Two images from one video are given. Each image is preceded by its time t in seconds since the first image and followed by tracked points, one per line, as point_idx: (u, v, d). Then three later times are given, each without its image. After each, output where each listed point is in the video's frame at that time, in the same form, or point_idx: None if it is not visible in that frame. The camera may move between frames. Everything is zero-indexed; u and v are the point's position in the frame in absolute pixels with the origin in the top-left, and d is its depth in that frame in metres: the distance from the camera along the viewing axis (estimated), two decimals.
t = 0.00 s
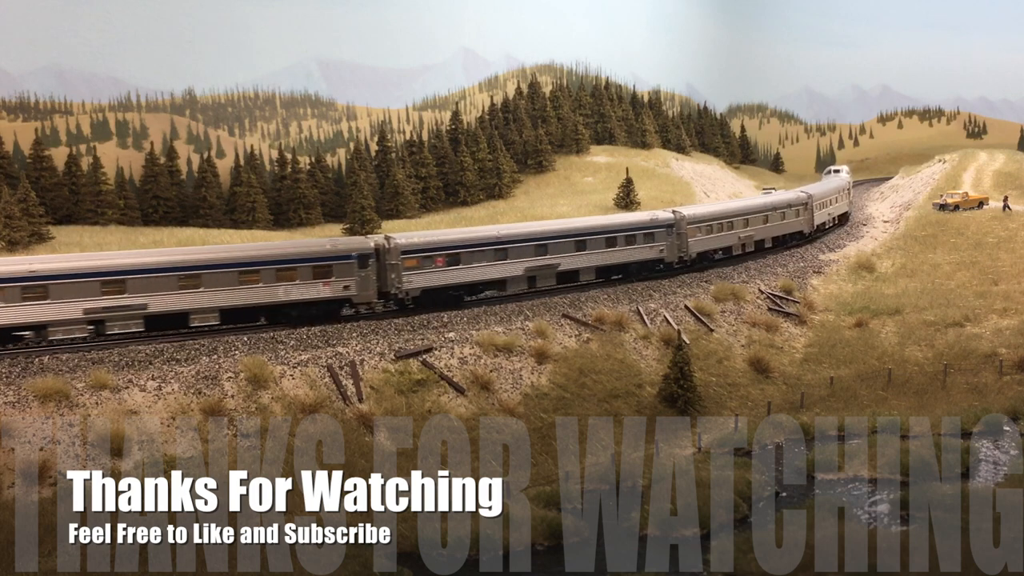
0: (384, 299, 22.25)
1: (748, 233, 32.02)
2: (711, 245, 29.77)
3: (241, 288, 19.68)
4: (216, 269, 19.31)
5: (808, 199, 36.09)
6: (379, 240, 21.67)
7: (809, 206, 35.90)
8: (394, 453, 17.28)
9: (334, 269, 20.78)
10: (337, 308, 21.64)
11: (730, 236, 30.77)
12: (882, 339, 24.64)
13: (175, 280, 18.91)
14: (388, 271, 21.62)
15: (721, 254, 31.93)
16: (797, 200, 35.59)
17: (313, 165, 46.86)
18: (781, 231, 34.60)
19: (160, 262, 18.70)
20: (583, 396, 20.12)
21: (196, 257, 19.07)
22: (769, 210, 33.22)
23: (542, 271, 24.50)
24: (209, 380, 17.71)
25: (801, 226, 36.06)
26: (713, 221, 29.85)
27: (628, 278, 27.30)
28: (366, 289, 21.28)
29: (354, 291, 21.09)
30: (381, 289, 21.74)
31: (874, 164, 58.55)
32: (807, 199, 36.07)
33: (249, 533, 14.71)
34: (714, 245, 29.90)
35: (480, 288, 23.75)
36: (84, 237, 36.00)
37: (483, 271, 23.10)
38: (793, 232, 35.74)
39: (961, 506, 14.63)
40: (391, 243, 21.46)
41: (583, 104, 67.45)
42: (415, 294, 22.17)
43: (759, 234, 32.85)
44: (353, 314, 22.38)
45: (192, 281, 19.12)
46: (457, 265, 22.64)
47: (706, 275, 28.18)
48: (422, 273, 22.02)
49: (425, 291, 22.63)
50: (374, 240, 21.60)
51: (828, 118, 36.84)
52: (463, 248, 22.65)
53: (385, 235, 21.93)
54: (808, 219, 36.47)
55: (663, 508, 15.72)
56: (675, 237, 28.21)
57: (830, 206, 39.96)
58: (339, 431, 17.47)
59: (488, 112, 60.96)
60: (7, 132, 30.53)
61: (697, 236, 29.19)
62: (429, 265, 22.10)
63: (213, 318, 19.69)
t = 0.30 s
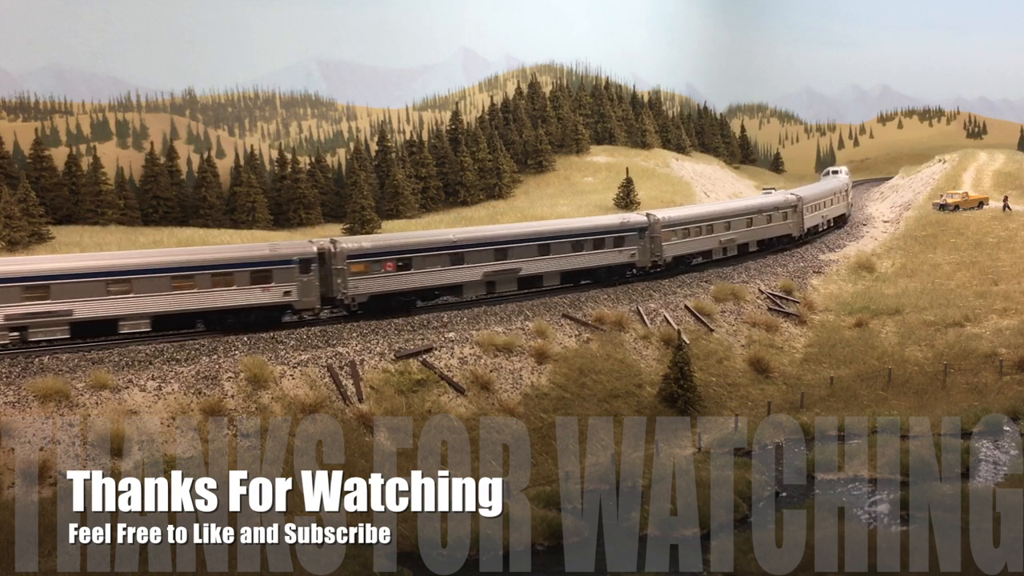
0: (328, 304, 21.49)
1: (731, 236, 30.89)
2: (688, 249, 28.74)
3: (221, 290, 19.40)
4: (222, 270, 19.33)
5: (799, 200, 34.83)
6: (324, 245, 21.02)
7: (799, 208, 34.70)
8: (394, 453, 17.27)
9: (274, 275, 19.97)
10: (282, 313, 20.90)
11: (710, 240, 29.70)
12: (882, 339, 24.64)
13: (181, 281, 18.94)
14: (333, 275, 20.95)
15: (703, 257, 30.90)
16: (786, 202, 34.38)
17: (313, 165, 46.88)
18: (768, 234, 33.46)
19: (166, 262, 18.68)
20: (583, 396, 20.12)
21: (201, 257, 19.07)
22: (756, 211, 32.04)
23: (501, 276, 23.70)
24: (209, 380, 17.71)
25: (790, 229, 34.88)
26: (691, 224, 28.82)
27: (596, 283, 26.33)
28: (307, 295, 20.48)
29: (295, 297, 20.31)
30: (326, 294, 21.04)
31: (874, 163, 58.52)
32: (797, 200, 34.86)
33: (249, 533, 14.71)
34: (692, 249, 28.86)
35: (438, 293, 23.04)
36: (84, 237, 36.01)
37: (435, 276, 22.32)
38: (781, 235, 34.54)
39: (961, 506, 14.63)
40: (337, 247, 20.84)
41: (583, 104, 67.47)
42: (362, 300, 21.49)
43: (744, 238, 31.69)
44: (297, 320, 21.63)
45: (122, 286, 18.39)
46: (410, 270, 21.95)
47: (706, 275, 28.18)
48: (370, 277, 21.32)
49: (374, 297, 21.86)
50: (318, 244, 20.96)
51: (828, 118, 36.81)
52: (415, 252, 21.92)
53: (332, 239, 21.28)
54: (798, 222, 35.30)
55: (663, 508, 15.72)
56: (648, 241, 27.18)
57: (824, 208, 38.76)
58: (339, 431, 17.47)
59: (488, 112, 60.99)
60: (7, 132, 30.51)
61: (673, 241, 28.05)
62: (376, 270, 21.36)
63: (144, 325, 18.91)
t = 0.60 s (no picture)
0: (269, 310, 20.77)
1: (710, 240, 29.72)
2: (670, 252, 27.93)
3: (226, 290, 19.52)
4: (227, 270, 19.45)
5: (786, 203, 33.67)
6: (265, 249, 20.31)
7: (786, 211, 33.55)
8: (394, 453, 17.27)
9: (209, 280, 19.27)
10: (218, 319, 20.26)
11: (688, 245, 28.66)
12: (882, 339, 24.63)
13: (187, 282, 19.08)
14: (274, 281, 20.25)
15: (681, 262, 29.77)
16: (772, 205, 33.17)
17: (313, 165, 46.86)
18: (755, 237, 32.27)
19: (177, 262, 18.87)
20: (583, 396, 20.12)
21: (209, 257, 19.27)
22: (738, 215, 30.88)
23: (458, 281, 22.80)
24: (209, 380, 17.71)
25: (777, 232, 33.61)
26: (666, 227, 27.66)
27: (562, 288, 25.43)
28: (244, 301, 19.78)
29: (231, 303, 19.60)
30: (265, 300, 20.29)
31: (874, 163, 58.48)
32: (784, 203, 33.68)
33: (249, 533, 14.71)
34: (667, 254, 27.69)
35: (388, 299, 22.24)
36: (84, 237, 36.00)
37: (384, 281, 21.48)
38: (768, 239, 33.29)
39: (961, 506, 14.63)
40: (279, 251, 20.15)
41: (583, 104, 67.47)
42: (305, 305, 20.72)
43: (725, 242, 30.51)
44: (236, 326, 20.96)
45: (76, 291, 17.91)
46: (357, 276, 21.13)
47: (706, 275, 28.18)
48: (312, 283, 20.56)
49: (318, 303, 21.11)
50: (258, 249, 20.23)
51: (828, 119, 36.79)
52: (361, 257, 21.11)
53: (273, 243, 20.54)
54: (786, 225, 33.99)
55: (663, 508, 15.72)
56: (618, 245, 26.14)
57: (817, 211, 37.50)
58: (339, 431, 17.47)
59: (487, 112, 61.03)
60: (7, 132, 30.46)
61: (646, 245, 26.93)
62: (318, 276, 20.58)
63: (71, 332, 18.36)
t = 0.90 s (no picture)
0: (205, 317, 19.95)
1: (687, 243, 28.67)
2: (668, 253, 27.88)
3: (224, 289, 19.49)
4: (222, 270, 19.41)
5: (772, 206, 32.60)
6: (199, 253, 19.52)
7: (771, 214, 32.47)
8: (394, 453, 17.28)
9: (138, 286, 18.51)
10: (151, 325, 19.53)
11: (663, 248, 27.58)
12: (882, 339, 24.64)
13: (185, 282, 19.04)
14: (207, 286, 19.39)
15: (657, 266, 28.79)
16: (756, 207, 32.05)
17: (313, 165, 46.88)
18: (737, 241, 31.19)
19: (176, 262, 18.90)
20: (583, 396, 20.13)
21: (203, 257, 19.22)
22: (718, 217, 29.85)
23: (408, 287, 22.02)
24: (209, 380, 17.71)
25: (762, 235, 32.52)
26: (638, 230, 26.62)
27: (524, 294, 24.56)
28: (174, 308, 18.99)
29: (161, 309, 18.83)
30: (199, 306, 19.47)
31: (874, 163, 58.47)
32: (769, 206, 32.64)
33: (249, 533, 14.71)
34: (639, 258, 26.64)
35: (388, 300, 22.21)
36: (84, 237, 36.02)
37: (327, 287, 20.78)
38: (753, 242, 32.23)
39: (961, 506, 14.64)
40: (212, 255, 19.35)
41: (583, 104, 67.48)
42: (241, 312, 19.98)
43: (704, 245, 29.44)
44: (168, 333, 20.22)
45: (81, 291, 17.99)
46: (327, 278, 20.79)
47: (706, 275, 28.19)
48: (248, 288, 19.80)
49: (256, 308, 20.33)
50: (193, 253, 19.46)
51: (828, 119, 36.78)
52: (301, 262, 20.38)
53: (208, 247, 19.75)
54: (772, 228, 32.91)
55: (663, 508, 15.72)
56: (585, 249, 25.21)
57: (806, 213, 36.50)
58: (339, 431, 17.47)
59: (487, 112, 61.11)
60: (7, 132, 30.44)
61: (615, 248, 25.97)
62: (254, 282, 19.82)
63: None
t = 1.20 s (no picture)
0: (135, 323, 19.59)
1: (663, 247, 27.71)
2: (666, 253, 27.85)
3: (221, 289, 19.70)
4: (219, 270, 19.63)
5: (756, 208, 31.53)
6: (130, 258, 19.10)
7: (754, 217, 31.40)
8: (394, 454, 17.27)
9: (60, 292, 18.04)
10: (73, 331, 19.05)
11: (634, 252, 26.60)
12: (882, 339, 24.63)
13: (183, 282, 19.29)
14: (137, 292, 18.96)
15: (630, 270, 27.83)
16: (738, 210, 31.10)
17: (313, 165, 46.91)
18: (718, 245, 30.11)
19: (174, 261, 19.15)
20: (583, 396, 20.13)
21: (203, 257, 19.46)
22: (695, 221, 28.85)
23: (407, 287, 22.10)
24: (209, 380, 17.71)
25: (745, 238, 31.57)
26: (607, 234, 25.76)
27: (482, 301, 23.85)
28: (98, 315, 18.52)
29: (84, 315, 18.37)
30: (126, 312, 19.07)
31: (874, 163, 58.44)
32: (753, 208, 31.53)
33: (249, 533, 14.71)
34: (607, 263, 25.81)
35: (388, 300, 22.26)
36: (84, 237, 36.04)
37: (265, 292, 20.19)
38: (736, 245, 31.19)
39: (961, 506, 14.63)
40: (142, 260, 18.92)
41: (583, 104, 67.51)
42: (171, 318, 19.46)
43: (681, 249, 28.49)
44: (91, 340, 19.72)
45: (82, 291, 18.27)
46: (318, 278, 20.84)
47: (706, 275, 28.19)
48: (179, 294, 19.32)
49: (188, 314, 19.79)
50: (121, 258, 19.04)
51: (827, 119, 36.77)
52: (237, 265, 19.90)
53: (138, 252, 19.33)
54: (756, 231, 31.83)
55: (663, 508, 15.72)
56: (548, 254, 24.35)
57: (795, 215, 35.58)
58: (339, 431, 17.47)
59: (487, 112, 61.14)
60: (7, 132, 30.43)
61: (580, 253, 25.11)
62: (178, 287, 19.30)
63: None
